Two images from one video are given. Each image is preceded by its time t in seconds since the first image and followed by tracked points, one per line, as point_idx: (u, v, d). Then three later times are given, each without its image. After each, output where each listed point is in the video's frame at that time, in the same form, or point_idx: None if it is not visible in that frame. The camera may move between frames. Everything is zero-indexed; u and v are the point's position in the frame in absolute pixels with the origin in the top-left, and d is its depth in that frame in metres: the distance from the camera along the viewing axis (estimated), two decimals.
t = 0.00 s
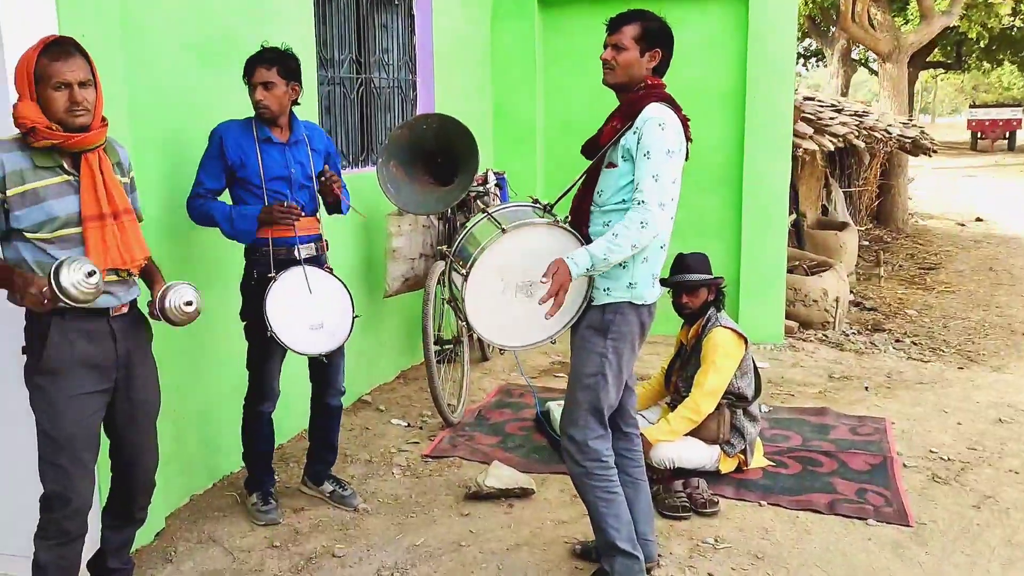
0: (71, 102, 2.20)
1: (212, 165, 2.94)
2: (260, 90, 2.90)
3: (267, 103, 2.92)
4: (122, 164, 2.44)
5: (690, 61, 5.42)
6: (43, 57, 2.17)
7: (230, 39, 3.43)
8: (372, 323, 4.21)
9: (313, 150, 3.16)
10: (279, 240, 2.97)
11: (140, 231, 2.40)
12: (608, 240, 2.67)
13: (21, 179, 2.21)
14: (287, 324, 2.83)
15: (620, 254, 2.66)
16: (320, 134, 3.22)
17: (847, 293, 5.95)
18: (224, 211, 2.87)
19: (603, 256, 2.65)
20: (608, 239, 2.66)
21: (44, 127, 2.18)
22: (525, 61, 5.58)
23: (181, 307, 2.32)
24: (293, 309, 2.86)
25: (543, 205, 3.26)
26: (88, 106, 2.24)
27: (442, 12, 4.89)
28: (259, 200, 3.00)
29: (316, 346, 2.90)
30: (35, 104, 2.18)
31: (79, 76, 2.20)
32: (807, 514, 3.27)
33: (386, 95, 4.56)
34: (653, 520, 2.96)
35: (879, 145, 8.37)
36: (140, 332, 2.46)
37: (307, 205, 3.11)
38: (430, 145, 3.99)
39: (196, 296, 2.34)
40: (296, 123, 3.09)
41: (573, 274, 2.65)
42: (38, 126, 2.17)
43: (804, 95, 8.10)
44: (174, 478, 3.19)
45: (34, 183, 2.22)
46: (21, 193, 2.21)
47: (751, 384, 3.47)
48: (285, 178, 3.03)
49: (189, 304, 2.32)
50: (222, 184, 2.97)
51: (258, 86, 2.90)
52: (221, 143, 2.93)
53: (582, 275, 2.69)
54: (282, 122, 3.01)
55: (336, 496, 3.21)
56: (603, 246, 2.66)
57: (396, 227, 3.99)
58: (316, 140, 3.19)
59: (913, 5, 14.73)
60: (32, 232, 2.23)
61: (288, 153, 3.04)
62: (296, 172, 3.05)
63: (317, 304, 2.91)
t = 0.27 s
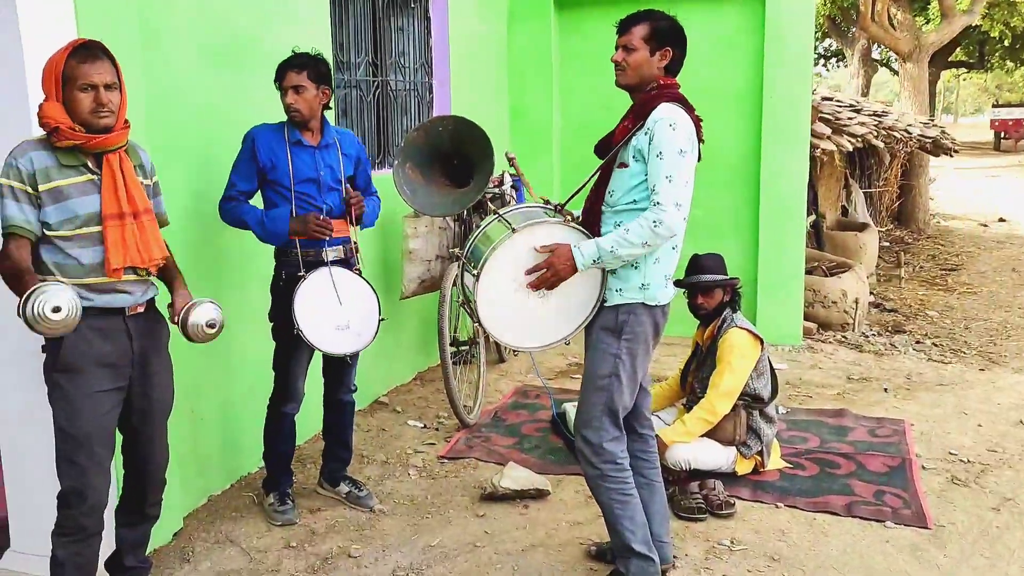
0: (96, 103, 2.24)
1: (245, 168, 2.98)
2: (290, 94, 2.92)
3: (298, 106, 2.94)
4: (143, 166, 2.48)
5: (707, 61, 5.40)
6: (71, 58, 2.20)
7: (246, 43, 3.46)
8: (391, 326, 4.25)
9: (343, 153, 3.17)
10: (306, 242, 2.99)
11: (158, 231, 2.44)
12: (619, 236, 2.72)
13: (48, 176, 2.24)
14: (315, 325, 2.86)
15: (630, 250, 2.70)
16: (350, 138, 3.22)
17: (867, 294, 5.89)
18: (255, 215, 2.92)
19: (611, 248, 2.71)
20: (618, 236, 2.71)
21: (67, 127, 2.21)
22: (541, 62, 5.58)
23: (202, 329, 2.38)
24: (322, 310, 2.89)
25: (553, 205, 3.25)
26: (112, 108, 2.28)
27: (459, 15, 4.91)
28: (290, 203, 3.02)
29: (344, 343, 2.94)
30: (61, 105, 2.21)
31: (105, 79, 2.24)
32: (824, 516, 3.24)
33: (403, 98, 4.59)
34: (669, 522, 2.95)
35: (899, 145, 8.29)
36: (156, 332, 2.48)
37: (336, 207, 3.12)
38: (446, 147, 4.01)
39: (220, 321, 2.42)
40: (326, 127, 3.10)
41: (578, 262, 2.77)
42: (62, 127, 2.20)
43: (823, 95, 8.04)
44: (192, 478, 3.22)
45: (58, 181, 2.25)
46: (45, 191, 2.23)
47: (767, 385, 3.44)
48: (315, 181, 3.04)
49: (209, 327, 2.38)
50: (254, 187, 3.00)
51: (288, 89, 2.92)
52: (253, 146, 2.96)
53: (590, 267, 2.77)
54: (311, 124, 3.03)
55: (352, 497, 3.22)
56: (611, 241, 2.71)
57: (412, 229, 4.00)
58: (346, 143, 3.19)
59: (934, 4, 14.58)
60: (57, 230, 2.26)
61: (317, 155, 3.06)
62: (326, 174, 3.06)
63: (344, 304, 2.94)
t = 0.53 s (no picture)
0: (132, 121, 2.30)
1: (291, 183, 3.06)
2: (337, 111, 2.99)
3: (345, 124, 3.01)
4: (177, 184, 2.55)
5: (736, 76, 5.40)
6: (106, 78, 2.28)
7: (280, 62, 3.53)
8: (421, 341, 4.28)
9: (386, 170, 3.26)
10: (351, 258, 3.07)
11: (194, 248, 2.50)
12: (659, 257, 2.69)
13: (85, 200, 2.30)
14: (358, 340, 2.92)
15: (672, 269, 2.69)
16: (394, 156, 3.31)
17: (901, 308, 5.82)
18: (301, 228, 2.98)
19: (653, 270, 2.69)
20: (660, 257, 2.68)
21: (106, 144, 2.26)
22: (570, 78, 5.61)
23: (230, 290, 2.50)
24: (365, 324, 2.96)
25: (578, 223, 3.27)
26: (148, 125, 2.34)
27: (488, 32, 4.96)
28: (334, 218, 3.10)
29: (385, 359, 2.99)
30: (98, 123, 2.28)
31: (140, 96, 2.31)
32: (857, 534, 3.20)
33: (433, 114, 4.64)
34: (698, 538, 2.94)
35: (933, 158, 8.20)
36: (191, 348, 2.53)
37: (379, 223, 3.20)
38: (476, 163, 4.05)
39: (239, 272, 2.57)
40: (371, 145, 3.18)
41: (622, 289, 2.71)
42: (100, 144, 2.26)
43: (854, 108, 7.99)
44: (225, 492, 3.26)
45: (96, 202, 2.31)
46: (83, 213, 2.30)
47: (799, 401, 3.43)
48: (359, 197, 3.12)
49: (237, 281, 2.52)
50: (300, 202, 3.08)
51: (336, 107, 3.00)
52: (301, 161, 3.06)
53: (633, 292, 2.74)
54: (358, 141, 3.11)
55: (382, 511, 3.24)
56: (654, 264, 2.69)
57: (442, 244, 4.04)
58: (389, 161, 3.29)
59: (968, 15, 14.42)
60: (95, 251, 2.32)
61: (362, 172, 3.14)
62: (370, 191, 3.14)
63: (384, 319, 3.00)
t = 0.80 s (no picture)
0: (159, 150, 2.34)
1: (332, 204, 3.18)
2: (379, 134, 3.12)
3: (384, 147, 3.13)
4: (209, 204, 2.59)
5: (763, 94, 5.38)
6: (132, 108, 2.30)
7: (311, 85, 3.59)
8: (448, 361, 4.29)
9: (423, 193, 3.36)
10: (390, 278, 3.13)
11: (228, 264, 2.54)
12: (669, 268, 2.72)
13: (120, 221, 2.34)
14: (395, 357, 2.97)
15: (678, 282, 2.71)
16: (432, 179, 3.43)
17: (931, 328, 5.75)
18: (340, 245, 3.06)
19: (660, 279, 2.72)
20: (670, 269, 2.71)
21: (134, 174, 2.31)
22: (596, 98, 5.63)
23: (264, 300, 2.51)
24: (403, 342, 3.01)
25: (607, 245, 3.27)
26: (176, 152, 2.38)
27: (514, 53, 5.00)
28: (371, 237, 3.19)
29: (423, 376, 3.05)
30: (127, 152, 2.32)
31: (166, 124, 2.33)
32: (889, 559, 3.15)
33: (460, 135, 4.67)
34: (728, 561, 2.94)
35: (963, 176, 8.11)
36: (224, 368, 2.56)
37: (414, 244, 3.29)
38: (502, 183, 4.06)
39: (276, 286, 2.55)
40: (409, 167, 3.29)
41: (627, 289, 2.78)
42: (128, 173, 2.31)
43: (882, 126, 7.93)
44: (254, 510, 3.29)
45: (131, 223, 2.36)
46: (119, 234, 2.34)
47: (828, 423, 3.40)
48: (395, 218, 3.21)
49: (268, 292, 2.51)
50: (339, 221, 3.18)
51: (378, 130, 3.12)
52: (340, 180, 3.17)
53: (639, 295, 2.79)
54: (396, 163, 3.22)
55: (409, 531, 3.25)
56: (661, 273, 2.72)
57: (469, 264, 4.06)
58: (426, 184, 3.40)
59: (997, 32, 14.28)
60: (133, 271, 2.36)
61: (399, 194, 3.24)
62: (406, 212, 3.24)
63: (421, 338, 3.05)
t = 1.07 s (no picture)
0: (195, 162, 2.39)
1: (365, 223, 3.24)
2: (412, 155, 3.18)
3: (417, 168, 3.19)
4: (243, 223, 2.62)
5: (789, 112, 5.37)
6: (167, 125, 2.35)
7: (340, 105, 3.63)
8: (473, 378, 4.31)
9: (454, 213, 3.41)
10: (421, 297, 3.18)
11: (261, 281, 2.58)
12: (709, 290, 2.70)
13: (158, 234, 2.38)
14: (428, 376, 3.05)
15: (721, 305, 2.68)
16: (463, 200, 3.44)
17: (961, 347, 5.67)
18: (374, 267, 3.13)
19: (701, 304, 2.69)
20: (710, 291, 2.69)
21: (172, 186, 2.36)
22: (620, 115, 5.65)
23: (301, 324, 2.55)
24: (436, 362, 3.08)
25: (632, 264, 3.27)
26: (211, 165, 2.42)
27: (540, 72, 5.03)
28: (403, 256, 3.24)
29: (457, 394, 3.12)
30: (165, 167, 2.38)
31: (201, 137, 2.38)
32: None
33: (486, 152, 4.70)
34: None
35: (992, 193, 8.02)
36: (252, 386, 2.58)
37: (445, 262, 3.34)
38: (527, 200, 4.07)
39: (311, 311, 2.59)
40: (441, 187, 3.34)
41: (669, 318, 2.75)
42: (167, 186, 2.35)
43: (909, 142, 7.88)
44: (280, 527, 3.31)
45: (168, 237, 2.39)
46: (158, 247, 2.38)
47: (857, 444, 3.37)
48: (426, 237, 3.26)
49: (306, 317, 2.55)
50: (373, 241, 3.24)
51: (410, 151, 3.18)
52: (372, 203, 3.22)
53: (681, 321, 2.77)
54: (428, 184, 3.27)
55: (434, 549, 3.25)
56: (702, 296, 2.70)
57: (494, 281, 4.08)
58: (458, 203, 3.42)
59: None
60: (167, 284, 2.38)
61: (430, 214, 3.29)
62: (437, 232, 3.29)
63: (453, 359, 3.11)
